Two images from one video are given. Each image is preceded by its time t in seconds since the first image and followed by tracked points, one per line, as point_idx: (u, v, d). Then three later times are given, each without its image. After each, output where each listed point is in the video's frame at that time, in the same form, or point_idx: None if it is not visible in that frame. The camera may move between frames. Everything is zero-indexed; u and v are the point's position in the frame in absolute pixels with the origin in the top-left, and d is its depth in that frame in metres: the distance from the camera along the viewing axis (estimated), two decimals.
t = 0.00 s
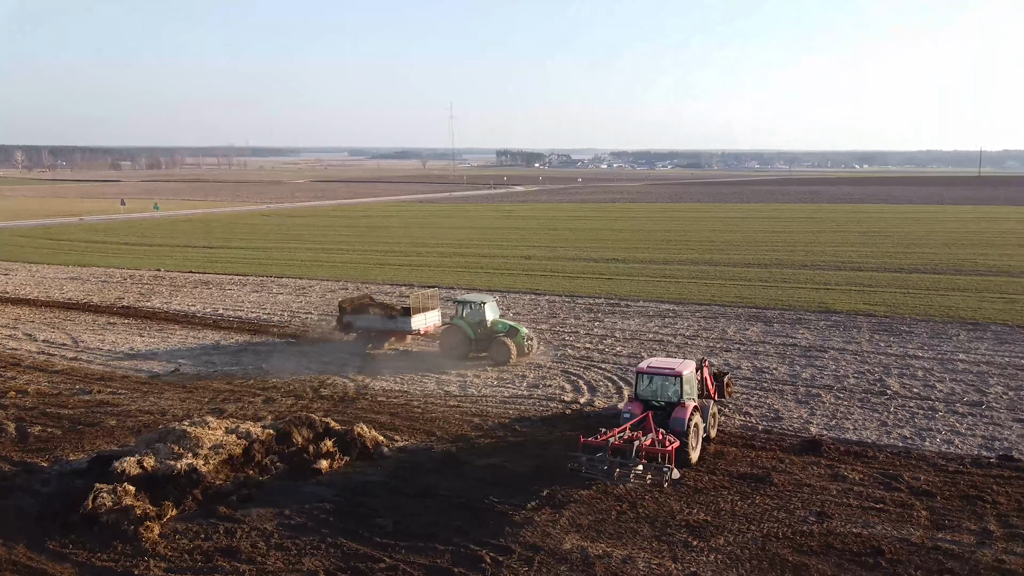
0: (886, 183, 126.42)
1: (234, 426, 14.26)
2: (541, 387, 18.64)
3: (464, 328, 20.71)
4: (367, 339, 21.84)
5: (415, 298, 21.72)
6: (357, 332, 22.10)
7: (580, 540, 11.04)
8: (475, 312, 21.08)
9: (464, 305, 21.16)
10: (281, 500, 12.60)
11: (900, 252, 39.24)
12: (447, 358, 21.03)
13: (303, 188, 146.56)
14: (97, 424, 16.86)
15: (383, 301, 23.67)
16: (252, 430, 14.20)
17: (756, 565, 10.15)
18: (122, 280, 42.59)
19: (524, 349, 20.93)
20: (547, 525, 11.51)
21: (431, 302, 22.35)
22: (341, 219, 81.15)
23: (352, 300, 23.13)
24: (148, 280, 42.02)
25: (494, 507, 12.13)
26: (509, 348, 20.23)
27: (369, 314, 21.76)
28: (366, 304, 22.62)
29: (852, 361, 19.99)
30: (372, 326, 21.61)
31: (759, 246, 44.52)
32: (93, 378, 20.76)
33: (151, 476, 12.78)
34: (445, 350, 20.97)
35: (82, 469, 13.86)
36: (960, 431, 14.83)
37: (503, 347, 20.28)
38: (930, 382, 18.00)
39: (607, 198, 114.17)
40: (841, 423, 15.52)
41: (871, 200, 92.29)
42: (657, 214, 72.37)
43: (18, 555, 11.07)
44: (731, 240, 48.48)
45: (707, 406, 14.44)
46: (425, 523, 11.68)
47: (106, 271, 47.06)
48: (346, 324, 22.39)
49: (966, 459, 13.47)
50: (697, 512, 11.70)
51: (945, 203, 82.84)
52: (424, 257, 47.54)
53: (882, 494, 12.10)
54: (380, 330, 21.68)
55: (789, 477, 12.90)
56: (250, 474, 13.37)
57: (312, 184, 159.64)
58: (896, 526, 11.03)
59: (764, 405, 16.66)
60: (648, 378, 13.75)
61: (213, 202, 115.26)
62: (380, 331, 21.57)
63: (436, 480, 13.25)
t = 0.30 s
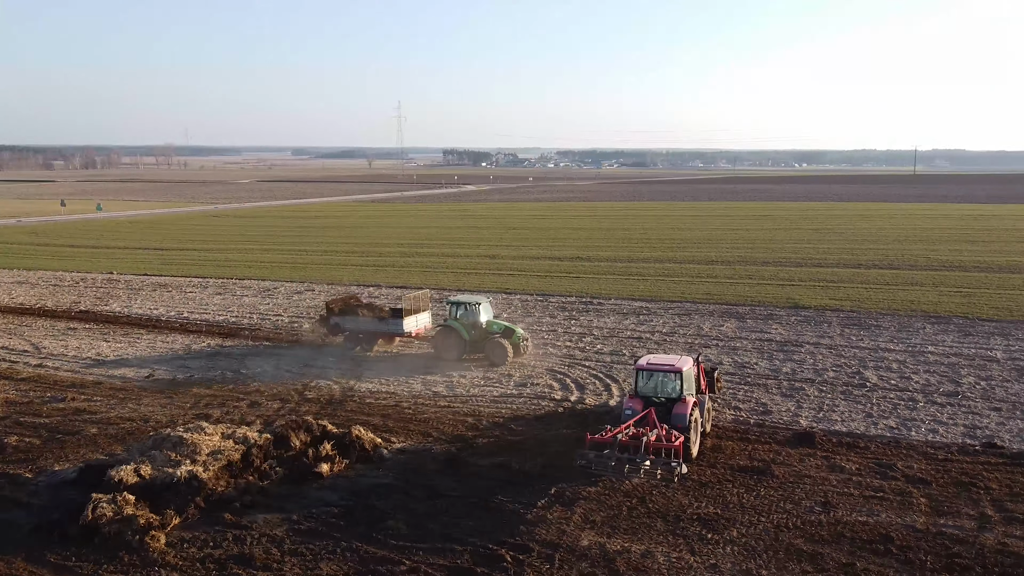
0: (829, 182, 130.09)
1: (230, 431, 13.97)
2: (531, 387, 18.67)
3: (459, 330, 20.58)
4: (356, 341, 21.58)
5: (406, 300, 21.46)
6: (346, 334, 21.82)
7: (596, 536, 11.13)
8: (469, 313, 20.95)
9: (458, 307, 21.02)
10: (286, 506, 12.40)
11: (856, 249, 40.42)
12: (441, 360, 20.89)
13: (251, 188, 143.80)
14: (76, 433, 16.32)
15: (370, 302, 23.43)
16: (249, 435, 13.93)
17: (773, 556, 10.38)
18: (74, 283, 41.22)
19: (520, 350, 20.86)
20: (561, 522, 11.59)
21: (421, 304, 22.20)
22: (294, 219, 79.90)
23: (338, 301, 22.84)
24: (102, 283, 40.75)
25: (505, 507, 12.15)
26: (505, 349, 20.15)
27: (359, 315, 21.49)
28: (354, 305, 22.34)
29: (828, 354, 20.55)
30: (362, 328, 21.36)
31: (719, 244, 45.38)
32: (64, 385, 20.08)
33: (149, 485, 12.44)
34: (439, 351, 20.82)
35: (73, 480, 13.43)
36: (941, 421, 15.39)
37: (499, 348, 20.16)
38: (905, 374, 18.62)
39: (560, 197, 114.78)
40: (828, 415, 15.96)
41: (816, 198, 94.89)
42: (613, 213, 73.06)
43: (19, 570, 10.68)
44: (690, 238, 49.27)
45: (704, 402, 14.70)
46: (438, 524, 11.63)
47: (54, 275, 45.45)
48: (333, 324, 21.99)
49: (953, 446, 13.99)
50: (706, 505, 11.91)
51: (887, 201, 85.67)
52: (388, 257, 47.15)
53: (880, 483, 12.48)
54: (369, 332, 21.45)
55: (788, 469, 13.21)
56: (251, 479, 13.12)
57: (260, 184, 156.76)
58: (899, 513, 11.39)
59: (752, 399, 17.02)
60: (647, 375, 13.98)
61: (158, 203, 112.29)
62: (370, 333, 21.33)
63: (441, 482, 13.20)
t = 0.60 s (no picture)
0: (772, 179, 133.56)
1: (225, 437, 13.71)
2: (517, 386, 18.73)
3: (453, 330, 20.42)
4: (343, 344, 21.20)
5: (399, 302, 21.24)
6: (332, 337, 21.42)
7: (608, 532, 11.28)
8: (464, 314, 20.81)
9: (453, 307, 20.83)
10: (291, 511, 12.24)
11: (812, 245, 41.51)
12: (435, 361, 20.78)
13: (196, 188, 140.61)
14: (55, 442, 15.77)
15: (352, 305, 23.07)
16: (245, 441, 13.70)
17: (783, 545, 10.65)
18: (24, 288, 39.79)
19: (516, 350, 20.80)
20: (571, 518, 11.70)
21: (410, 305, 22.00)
22: (246, 219, 78.48)
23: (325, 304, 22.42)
24: (53, 287, 39.42)
25: (513, 506, 12.22)
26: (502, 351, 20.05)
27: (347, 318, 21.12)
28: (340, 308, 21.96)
29: (803, 349, 21.10)
30: (351, 331, 21.00)
31: (678, 242, 46.14)
32: (33, 393, 19.40)
33: (147, 494, 12.14)
34: (434, 352, 20.71)
35: (62, 491, 12.99)
36: (921, 411, 15.97)
37: (496, 350, 20.02)
38: (879, 367, 19.24)
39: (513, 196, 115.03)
40: (813, 408, 16.41)
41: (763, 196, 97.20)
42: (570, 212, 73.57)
43: None
44: (650, 236, 49.97)
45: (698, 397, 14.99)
46: (450, 525, 11.63)
47: None
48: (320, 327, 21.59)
49: (936, 435, 14.53)
50: (711, 499, 12.15)
51: (831, 198, 88.29)
52: (349, 257, 46.67)
53: (874, 472, 12.90)
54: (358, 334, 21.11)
55: (784, 461, 13.55)
56: (250, 485, 12.92)
57: (205, 184, 153.35)
58: (897, 501, 11.79)
59: (737, 394, 17.39)
60: (644, 371, 14.21)
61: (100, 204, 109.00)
62: (359, 336, 21.00)
63: (445, 483, 13.20)
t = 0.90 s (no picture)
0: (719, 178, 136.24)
1: (220, 441, 13.48)
2: (501, 384, 18.81)
3: (446, 331, 20.40)
4: (333, 346, 21.10)
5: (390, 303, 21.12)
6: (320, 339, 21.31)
7: (617, 525, 11.45)
8: (456, 315, 20.80)
9: (445, 307, 20.78)
10: (295, 514, 12.11)
11: (769, 243, 42.54)
12: (426, 362, 20.61)
13: (139, 188, 136.95)
14: (33, 450, 15.25)
15: (342, 307, 22.97)
16: (240, 444, 13.49)
17: (789, 534, 10.96)
18: None
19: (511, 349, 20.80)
20: (579, 513, 11.84)
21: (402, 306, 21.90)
22: (196, 219, 76.86)
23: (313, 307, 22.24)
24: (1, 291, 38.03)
25: (519, 502, 12.30)
26: (497, 350, 20.01)
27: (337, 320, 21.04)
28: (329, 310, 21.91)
29: (777, 343, 21.66)
30: (341, 332, 20.92)
31: (639, 240, 46.80)
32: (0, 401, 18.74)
33: (146, 500, 11.86)
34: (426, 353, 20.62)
35: (51, 501, 12.63)
36: (898, 401, 16.57)
37: (490, 348, 19.99)
38: (852, 359, 19.88)
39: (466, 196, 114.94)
40: (796, 400, 16.88)
41: (712, 194, 99.15)
42: (527, 212, 73.89)
43: None
44: (610, 235, 50.55)
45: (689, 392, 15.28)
46: (460, 524, 11.66)
47: None
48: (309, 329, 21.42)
49: (916, 424, 15.10)
50: (712, 491, 12.41)
51: (777, 196, 90.59)
52: (309, 258, 46.11)
53: (864, 461, 13.34)
54: (348, 336, 21.02)
55: (777, 452, 13.92)
56: (250, 489, 12.73)
57: (148, 184, 149.47)
58: (890, 488, 12.22)
59: (721, 389, 17.77)
60: (639, 367, 14.44)
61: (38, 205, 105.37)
62: (349, 337, 20.91)
63: (447, 483, 13.21)
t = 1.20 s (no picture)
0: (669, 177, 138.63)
1: (216, 444, 13.28)
2: (488, 382, 18.84)
3: (443, 331, 20.18)
4: (325, 348, 20.94)
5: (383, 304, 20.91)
6: (310, 340, 21.08)
7: (625, 518, 11.62)
8: (452, 314, 20.63)
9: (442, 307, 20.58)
10: (299, 516, 12.00)
11: (730, 240, 43.38)
12: (421, 363, 20.41)
13: (80, 189, 132.83)
14: (14, 459, 14.77)
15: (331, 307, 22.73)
16: (237, 448, 13.31)
17: (793, 522, 11.28)
18: None
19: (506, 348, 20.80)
20: (585, 508, 11.99)
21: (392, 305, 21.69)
22: (145, 220, 74.99)
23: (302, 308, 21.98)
24: None
25: (524, 499, 12.39)
26: (494, 350, 19.98)
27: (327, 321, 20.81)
28: (320, 311, 21.64)
29: (752, 338, 22.18)
30: (331, 334, 20.69)
31: (602, 239, 47.28)
32: None
33: (147, 506, 11.63)
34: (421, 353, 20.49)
35: (44, 510, 12.28)
36: (875, 392, 17.15)
37: (490, 348, 19.96)
38: (826, 353, 20.47)
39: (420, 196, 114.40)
40: (779, 393, 17.33)
41: (665, 193, 100.67)
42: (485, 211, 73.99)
43: None
44: (572, 234, 50.94)
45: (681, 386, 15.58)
46: (468, 521, 11.71)
47: None
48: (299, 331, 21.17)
49: (896, 413, 15.66)
50: (713, 483, 12.69)
51: (728, 195, 92.39)
52: (270, 259, 45.43)
53: (853, 450, 13.79)
54: (339, 337, 20.82)
55: (769, 444, 14.29)
56: (251, 492, 12.58)
57: (89, 184, 145.04)
58: (882, 476, 12.66)
59: (705, 383, 18.13)
60: (634, 363, 14.68)
61: None
62: (340, 339, 20.71)
63: (449, 481, 13.23)
